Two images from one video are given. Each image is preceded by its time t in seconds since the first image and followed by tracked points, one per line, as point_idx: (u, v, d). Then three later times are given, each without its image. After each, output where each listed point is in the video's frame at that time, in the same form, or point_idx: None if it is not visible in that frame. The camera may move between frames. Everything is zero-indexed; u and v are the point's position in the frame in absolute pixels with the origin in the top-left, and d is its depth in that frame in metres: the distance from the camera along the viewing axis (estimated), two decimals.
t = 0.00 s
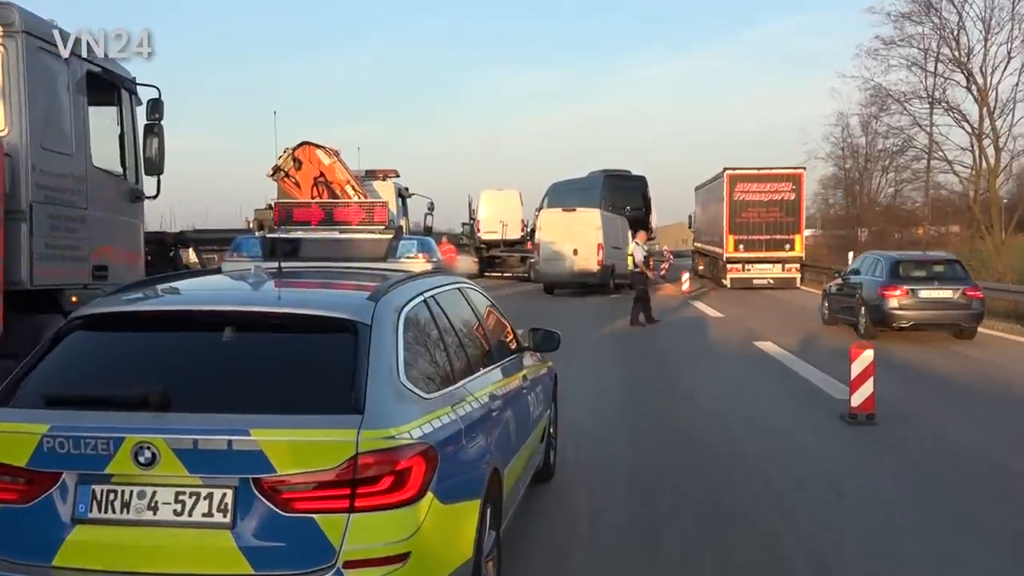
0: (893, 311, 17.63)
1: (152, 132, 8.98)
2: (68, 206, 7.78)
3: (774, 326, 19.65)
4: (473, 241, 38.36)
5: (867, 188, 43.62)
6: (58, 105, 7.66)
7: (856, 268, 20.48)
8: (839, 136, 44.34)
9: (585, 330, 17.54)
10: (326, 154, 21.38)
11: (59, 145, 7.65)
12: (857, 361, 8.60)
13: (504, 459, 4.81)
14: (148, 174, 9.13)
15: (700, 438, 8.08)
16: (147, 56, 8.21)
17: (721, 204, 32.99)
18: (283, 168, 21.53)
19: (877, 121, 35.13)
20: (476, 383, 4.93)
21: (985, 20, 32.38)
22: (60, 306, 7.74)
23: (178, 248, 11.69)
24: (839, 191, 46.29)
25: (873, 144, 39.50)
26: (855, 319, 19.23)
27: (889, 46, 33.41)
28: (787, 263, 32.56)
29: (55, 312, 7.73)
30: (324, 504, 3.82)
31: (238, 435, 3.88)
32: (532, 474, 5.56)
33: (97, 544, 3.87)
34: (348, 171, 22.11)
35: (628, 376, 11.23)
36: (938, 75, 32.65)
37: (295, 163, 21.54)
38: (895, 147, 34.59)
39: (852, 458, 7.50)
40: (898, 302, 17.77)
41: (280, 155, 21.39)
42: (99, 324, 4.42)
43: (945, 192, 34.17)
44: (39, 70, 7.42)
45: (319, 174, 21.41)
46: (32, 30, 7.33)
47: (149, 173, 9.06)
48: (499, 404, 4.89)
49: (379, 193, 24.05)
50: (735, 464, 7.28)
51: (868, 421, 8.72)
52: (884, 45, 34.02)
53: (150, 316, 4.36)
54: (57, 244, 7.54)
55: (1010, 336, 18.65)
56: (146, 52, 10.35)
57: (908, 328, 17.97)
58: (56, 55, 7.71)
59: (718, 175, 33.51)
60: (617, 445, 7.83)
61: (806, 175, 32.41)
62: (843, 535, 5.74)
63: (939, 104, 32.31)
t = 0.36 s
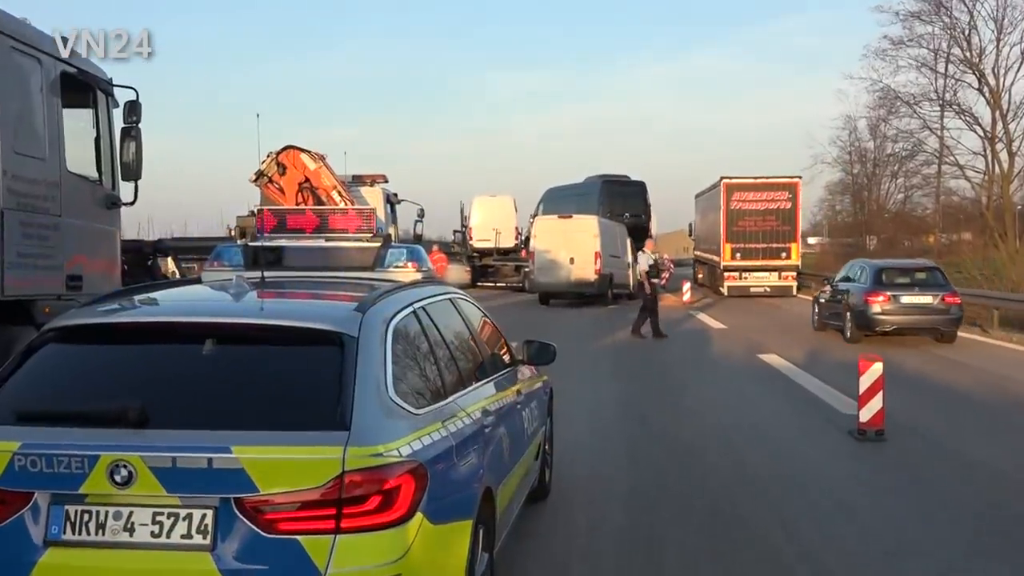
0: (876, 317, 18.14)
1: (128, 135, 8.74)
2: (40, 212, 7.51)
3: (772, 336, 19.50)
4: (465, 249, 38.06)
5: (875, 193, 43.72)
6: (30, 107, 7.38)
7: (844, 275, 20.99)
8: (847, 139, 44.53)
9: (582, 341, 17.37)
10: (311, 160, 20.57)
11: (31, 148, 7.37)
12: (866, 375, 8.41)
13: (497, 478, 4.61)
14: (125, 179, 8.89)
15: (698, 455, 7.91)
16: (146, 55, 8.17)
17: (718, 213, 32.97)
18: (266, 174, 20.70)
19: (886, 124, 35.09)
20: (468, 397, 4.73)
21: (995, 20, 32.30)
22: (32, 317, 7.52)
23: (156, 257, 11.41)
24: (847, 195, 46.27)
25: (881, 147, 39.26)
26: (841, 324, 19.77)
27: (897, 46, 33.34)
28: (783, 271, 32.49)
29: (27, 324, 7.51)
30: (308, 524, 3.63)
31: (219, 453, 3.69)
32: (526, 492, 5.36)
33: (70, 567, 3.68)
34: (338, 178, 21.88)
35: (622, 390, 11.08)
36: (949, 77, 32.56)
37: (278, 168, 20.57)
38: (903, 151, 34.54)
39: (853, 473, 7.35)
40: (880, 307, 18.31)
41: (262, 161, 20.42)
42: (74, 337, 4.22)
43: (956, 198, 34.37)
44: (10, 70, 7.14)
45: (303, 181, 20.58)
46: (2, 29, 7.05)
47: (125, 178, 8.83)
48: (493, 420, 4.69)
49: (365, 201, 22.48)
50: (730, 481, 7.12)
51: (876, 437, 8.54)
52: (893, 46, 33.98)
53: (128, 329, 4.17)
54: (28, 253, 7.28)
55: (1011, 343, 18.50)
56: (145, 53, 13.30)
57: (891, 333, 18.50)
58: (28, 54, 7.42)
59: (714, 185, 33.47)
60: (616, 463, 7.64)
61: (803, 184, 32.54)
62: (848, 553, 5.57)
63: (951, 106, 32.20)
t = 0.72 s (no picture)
0: (860, 320, 19.32)
1: (103, 136, 8.29)
2: (14, 217, 7.10)
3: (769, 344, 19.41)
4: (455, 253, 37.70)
5: (882, 198, 43.46)
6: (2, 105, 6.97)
7: (832, 280, 22.07)
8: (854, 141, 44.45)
9: (576, 349, 17.22)
10: (295, 162, 19.76)
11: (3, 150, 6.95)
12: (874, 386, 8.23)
13: (488, 496, 4.42)
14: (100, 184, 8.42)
15: (696, 468, 7.77)
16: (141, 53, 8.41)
17: (714, 220, 32.94)
18: (248, 177, 19.89)
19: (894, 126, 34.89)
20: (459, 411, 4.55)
21: (1006, 18, 32.18)
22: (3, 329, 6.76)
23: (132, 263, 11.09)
24: (856, 200, 46.10)
25: (890, 151, 39.10)
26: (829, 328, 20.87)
27: (906, 45, 33.16)
28: (779, 278, 32.50)
29: None
30: (290, 543, 3.44)
31: (197, 469, 3.51)
32: (519, 509, 5.18)
33: None
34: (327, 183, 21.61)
35: (617, 402, 10.93)
36: (960, 77, 32.42)
37: (260, 172, 19.89)
38: (915, 152, 34.51)
39: (856, 486, 7.24)
40: (865, 311, 19.46)
41: (243, 164, 19.77)
42: (45, 349, 4.04)
43: (967, 204, 33.58)
44: None
45: (287, 185, 19.82)
46: None
47: (98, 181, 8.37)
48: (484, 434, 4.51)
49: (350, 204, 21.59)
50: (729, 495, 6.99)
51: (886, 452, 8.30)
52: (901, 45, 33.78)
53: (103, 339, 3.99)
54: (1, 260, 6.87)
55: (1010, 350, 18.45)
56: (143, 51, 15.91)
57: (875, 336, 19.66)
58: None
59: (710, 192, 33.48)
60: (612, 478, 7.48)
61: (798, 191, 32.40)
62: (850, 569, 5.44)
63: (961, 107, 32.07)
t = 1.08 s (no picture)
0: (851, 323, 19.92)
1: (81, 135, 8.03)
2: None
3: (769, 349, 19.37)
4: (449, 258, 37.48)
5: (895, 201, 42.78)
6: None
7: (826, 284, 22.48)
8: (865, 141, 43.45)
9: (576, 356, 17.15)
10: (282, 163, 19.55)
11: None
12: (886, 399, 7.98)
13: (484, 512, 4.24)
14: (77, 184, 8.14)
15: (696, 479, 7.64)
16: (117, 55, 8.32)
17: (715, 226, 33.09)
18: (233, 177, 19.65)
19: (907, 126, 34.82)
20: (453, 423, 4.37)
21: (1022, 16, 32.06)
22: None
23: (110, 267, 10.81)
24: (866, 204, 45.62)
25: (902, 152, 38.55)
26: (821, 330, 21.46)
27: (920, 42, 33.01)
28: (780, 284, 32.60)
29: None
30: (277, 561, 3.26)
31: (180, 484, 3.34)
32: (516, 524, 5.01)
33: None
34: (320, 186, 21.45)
35: (616, 411, 10.81)
36: (975, 76, 32.31)
37: (246, 172, 19.66)
38: (927, 152, 34.05)
39: (858, 497, 7.14)
40: (856, 314, 20.07)
41: (229, 164, 19.58)
42: (19, 358, 3.85)
43: (983, 207, 33.16)
44: None
45: (273, 186, 19.62)
46: None
47: (75, 182, 8.09)
48: (480, 447, 4.34)
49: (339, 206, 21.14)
50: (730, 507, 6.87)
51: (899, 466, 8.03)
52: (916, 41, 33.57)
53: (81, 348, 3.80)
54: None
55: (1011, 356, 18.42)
56: (142, 51, 16.03)
57: (865, 338, 20.27)
58: None
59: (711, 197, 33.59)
60: (612, 490, 7.33)
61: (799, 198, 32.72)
62: None
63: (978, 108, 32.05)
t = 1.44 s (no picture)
0: (846, 324, 20.20)
1: (62, 132, 7.90)
2: None
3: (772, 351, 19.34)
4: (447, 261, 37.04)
5: (911, 201, 42.36)
6: None
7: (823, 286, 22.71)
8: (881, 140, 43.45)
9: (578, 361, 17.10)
10: (272, 161, 19.32)
11: None
12: (903, 407, 7.83)
13: (483, 526, 4.07)
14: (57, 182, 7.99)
15: (698, 490, 7.53)
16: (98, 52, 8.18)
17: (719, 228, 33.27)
18: (221, 176, 19.37)
19: (923, 123, 33.82)
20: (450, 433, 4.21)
21: None
22: None
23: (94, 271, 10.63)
24: (881, 204, 45.17)
25: (918, 150, 37.36)
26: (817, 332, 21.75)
27: (938, 34, 32.76)
28: (784, 286, 32.84)
29: None
30: None
31: (166, 496, 3.18)
32: (516, 538, 4.85)
33: None
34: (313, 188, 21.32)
35: (617, 418, 10.71)
36: (995, 71, 32.10)
37: (234, 171, 19.41)
38: (943, 151, 33.22)
39: (863, 507, 7.06)
40: (851, 316, 20.35)
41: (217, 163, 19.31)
42: None
43: (1003, 207, 32.62)
44: None
45: (262, 184, 19.35)
46: None
47: (58, 181, 7.91)
48: (479, 458, 4.18)
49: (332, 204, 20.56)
50: (732, 518, 6.78)
51: (916, 478, 7.88)
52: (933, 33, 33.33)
53: (64, 354, 3.65)
54: None
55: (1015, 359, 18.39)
56: (144, 50, 15.89)
57: (860, 339, 20.56)
58: None
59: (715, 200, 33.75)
60: (614, 501, 7.21)
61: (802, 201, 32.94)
62: None
63: (998, 103, 31.79)
